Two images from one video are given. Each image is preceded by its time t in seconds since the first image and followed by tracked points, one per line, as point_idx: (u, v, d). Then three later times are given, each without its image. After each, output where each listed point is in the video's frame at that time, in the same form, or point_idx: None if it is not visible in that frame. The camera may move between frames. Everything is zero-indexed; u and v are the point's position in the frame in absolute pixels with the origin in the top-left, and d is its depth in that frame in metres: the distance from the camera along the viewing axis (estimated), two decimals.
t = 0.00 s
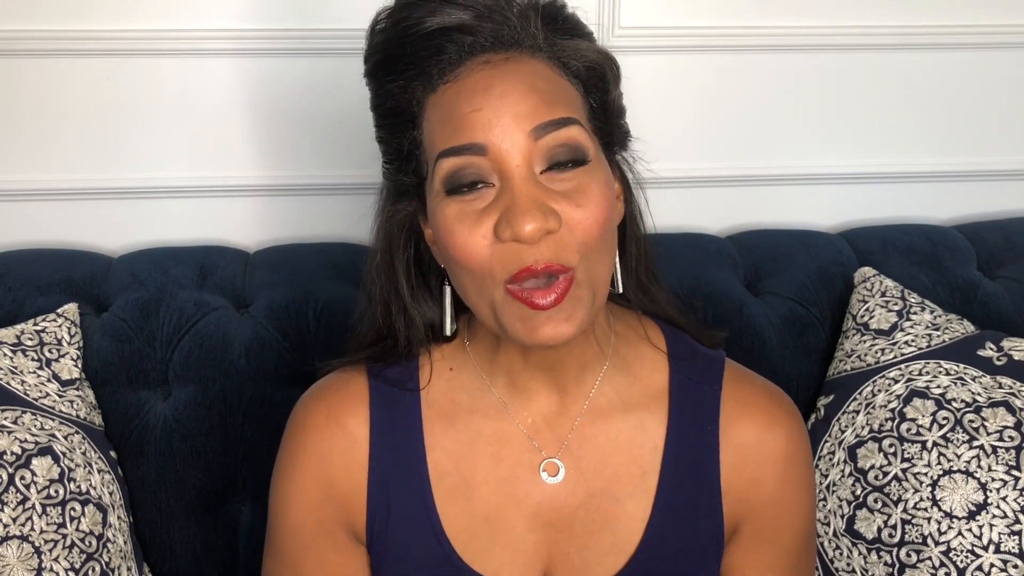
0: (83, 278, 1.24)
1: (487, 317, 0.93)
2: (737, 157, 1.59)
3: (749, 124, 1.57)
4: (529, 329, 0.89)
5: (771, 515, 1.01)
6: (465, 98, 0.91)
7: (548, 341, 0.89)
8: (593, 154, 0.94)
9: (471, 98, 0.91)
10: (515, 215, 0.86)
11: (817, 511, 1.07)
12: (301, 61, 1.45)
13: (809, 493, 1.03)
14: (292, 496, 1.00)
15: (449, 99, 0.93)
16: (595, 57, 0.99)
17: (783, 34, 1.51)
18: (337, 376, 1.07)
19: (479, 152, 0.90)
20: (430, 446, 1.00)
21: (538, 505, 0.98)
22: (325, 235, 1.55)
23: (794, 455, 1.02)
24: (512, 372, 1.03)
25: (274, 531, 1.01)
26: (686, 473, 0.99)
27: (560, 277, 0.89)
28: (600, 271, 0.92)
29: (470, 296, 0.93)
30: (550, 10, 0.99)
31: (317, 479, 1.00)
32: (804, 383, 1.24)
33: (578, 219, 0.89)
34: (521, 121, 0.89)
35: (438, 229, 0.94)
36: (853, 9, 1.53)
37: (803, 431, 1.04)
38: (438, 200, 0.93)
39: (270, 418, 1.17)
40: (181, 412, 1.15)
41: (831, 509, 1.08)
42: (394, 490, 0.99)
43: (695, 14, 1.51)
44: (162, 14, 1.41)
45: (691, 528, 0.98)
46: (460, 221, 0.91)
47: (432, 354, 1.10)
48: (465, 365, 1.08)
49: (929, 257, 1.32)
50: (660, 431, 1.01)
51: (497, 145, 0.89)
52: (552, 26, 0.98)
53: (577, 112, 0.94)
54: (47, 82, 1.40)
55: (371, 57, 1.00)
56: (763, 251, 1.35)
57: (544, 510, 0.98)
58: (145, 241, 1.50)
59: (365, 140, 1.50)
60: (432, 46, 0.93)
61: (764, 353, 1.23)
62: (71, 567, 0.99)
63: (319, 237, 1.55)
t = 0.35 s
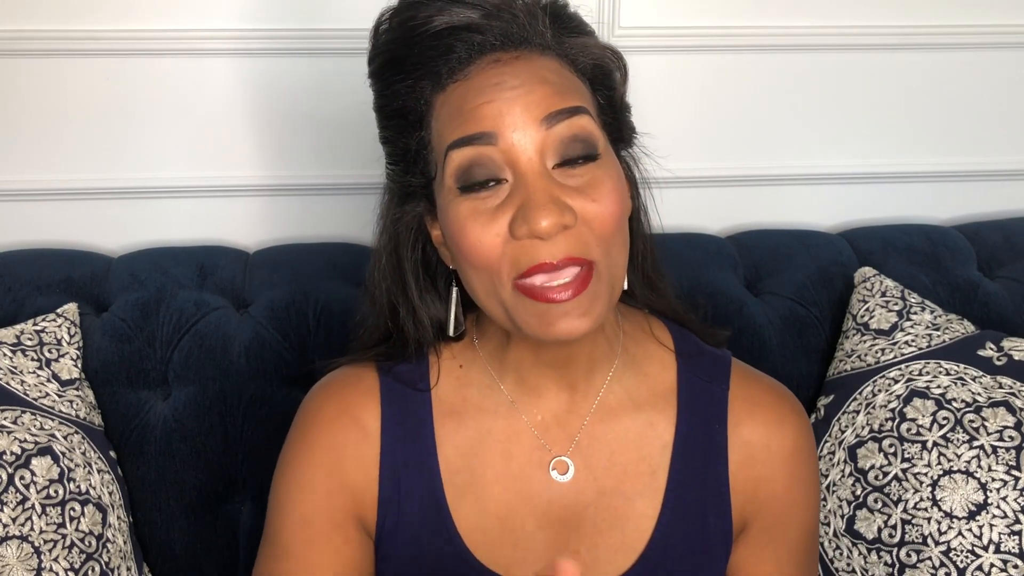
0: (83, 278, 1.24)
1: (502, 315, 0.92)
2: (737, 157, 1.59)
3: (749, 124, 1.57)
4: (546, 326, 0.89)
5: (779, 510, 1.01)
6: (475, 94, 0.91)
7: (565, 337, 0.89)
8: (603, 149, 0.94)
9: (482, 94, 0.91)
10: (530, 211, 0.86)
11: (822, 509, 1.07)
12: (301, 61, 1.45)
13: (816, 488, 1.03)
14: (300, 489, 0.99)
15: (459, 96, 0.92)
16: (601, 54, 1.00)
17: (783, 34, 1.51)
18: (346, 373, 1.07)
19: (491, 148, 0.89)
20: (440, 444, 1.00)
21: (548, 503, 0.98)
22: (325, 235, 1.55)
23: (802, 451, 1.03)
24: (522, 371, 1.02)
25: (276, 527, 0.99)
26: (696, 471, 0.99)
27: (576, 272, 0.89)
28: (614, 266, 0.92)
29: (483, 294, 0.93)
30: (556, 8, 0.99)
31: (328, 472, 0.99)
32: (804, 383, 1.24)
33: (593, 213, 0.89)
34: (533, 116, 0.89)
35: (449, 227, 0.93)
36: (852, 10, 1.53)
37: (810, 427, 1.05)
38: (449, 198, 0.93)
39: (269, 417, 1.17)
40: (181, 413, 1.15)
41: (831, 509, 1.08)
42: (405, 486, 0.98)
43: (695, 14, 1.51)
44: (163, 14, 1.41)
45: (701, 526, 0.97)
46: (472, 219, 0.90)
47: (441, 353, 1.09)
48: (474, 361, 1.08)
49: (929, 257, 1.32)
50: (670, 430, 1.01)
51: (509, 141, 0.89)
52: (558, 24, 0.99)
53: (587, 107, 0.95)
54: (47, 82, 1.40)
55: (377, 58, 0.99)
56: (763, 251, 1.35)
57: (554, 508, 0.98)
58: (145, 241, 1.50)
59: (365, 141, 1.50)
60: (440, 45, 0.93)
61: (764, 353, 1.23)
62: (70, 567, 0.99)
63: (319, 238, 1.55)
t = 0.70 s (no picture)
0: (83, 278, 1.24)
1: (505, 328, 0.93)
2: (738, 157, 1.59)
3: (749, 124, 1.57)
4: (549, 338, 0.89)
5: (788, 522, 1.01)
6: (469, 111, 0.91)
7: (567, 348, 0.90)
8: (601, 156, 0.93)
9: (476, 111, 0.90)
10: (527, 226, 0.86)
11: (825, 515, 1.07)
12: (301, 60, 1.45)
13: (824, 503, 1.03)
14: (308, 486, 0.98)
15: (454, 113, 0.92)
16: (595, 60, 0.99)
17: (783, 34, 1.51)
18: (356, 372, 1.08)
19: (486, 163, 0.89)
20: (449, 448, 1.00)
21: (555, 509, 0.98)
22: (325, 235, 1.55)
23: (812, 467, 1.02)
24: (531, 380, 1.02)
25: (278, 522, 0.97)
26: (706, 480, 0.99)
27: (578, 277, 0.89)
28: (615, 274, 0.92)
29: (486, 308, 0.93)
30: (548, 16, 0.99)
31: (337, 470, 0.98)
32: (804, 384, 1.24)
33: (593, 222, 0.89)
34: (527, 131, 0.89)
35: (451, 242, 0.94)
36: (852, 10, 1.53)
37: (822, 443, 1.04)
38: (449, 214, 0.93)
39: (269, 417, 1.17)
40: (181, 413, 1.15)
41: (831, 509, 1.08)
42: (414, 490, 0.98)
43: (696, 14, 1.51)
44: (163, 13, 1.41)
45: (708, 533, 0.98)
46: (472, 235, 0.90)
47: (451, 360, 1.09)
48: (483, 367, 1.08)
49: (929, 257, 1.32)
50: (681, 438, 1.01)
51: (504, 158, 0.89)
52: (551, 31, 0.98)
53: (582, 116, 0.94)
54: (47, 82, 1.40)
55: (372, 77, 1.00)
56: (763, 251, 1.35)
57: (561, 515, 0.98)
58: (145, 241, 1.50)
59: (365, 140, 1.50)
60: (433, 63, 0.93)
61: (764, 353, 1.23)
62: (71, 567, 0.99)
63: (319, 238, 1.55)
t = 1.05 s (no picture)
0: (83, 278, 1.24)
1: (513, 324, 0.92)
2: (737, 157, 1.59)
3: (749, 124, 1.57)
4: (557, 332, 0.88)
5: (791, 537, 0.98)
6: (478, 104, 0.91)
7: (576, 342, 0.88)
8: (610, 152, 0.93)
9: (485, 103, 0.90)
10: (535, 217, 0.86)
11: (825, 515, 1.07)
12: (301, 60, 1.45)
13: (835, 528, 0.99)
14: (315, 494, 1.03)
15: (463, 106, 0.92)
16: (606, 56, 1.00)
17: (783, 34, 1.51)
18: (361, 371, 1.09)
19: (495, 155, 0.89)
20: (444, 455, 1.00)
21: (551, 523, 0.96)
22: (325, 235, 1.55)
23: (823, 488, 0.98)
24: (534, 386, 1.01)
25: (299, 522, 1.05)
26: (708, 498, 0.96)
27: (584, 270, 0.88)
28: (624, 270, 0.91)
29: (493, 303, 0.92)
30: (559, 12, 0.99)
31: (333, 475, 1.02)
32: (804, 384, 1.24)
33: (602, 216, 0.88)
34: (536, 122, 0.89)
35: (459, 237, 0.93)
36: (852, 10, 1.53)
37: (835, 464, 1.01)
38: (457, 208, 0.93)
39: (269, 417, 1.17)
40: (181, 412, 1.15)
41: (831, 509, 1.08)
42: (406, 496, 0.98)
43: (696, 15, 1.51)
44: (163, 13, 1.41)
45: (707, 551, 0.95)
46: (480, 229, 0.90)
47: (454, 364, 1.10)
48: (486, 371, 1.08)
49: (929, 257, 1.32)
50: (685, 453, 0.98)
51: (513, 149, 0.89)
52: (561, 28, 0.98)
53: (591, 110, 0.94)
54: (47, 82, 1.40)
55: (383, 73, 1.00)
56: (763, 251, 1.35)
57: (557, 529, 0.96)
58: (144, 242, 1.50)
59: (364, 140, 1.50)
60: (443, 56, 0.93)
61: (765, 354, 1.23)
62: (70, 567, 0.99)
63: (319, 238, 1.55)
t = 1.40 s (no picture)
0: (83, 278, 1.24)
1: (499, 321, 0.92)
2: (737, 157, 1.59)
3: (749, 124, 1.57)
4: (542, 332, 0.88)
5: (782, 539, 0.98)
6: (473, 101, 0.91)
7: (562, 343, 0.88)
8: (603, 154, 0.93)
9: (480, 100, 0.90)
10: (525, 215, 0.86)
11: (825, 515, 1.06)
12: (302, 61, 1.45)
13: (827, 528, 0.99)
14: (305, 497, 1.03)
15: (458, 103, 0.93)
16: (603, 58, 1.00)
17: (783, 34, 1.51)
18: (354, 373, 1.08)
19: (488, 152, 0.89)
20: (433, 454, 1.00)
21: (539, 520, 0.96)
22: (326, 235, 1.55)
23: (813, 488, 0.98)
24: (524, 385, 1.01)
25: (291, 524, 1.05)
26: (696, 495, 0.96)
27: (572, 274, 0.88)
28: (613, 272, 0.91)
29: (481, 300, 0.92)
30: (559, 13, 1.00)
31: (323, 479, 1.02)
32: (804, 383, 1.24)
33: (591, 218, 0.88)
34: (530, 121, 0.89)
35: (449, 232, 0.93)
36: (851, 10, 1.53)
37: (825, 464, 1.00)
38: (448, 203, 0.93)
39: (269, 417, 1.17)
40: (181, 412, 1.15)
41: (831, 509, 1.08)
42: (395, 494, 0.98)
43: (696, 14, 1.51)
44: (164, 13, 1.41)
45: (694, 550, 0.95)
46: (470, 225, 0.90)
47: (443, 359, 1.10)
48: (475, 372, 1.07)
49: (929, 257, 1.32)
50: (673, 451, 0.98)
51: (506, 147, 0.89)
52: (559, 28, 0.98)
53: (585, 111, 0.94)
54: (48, 82, 1.40)
55: (380, 66, 1.01)
56: (763, 251, 1.35)
57: (545, 526, 0.95)
58: (145, 242, 1.50)
59: (365, 140, 1.50)
60: (440, 51, 0.94)
61: (765, 354, 1.23)
62: (70, 567, 0.99)
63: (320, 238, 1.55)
